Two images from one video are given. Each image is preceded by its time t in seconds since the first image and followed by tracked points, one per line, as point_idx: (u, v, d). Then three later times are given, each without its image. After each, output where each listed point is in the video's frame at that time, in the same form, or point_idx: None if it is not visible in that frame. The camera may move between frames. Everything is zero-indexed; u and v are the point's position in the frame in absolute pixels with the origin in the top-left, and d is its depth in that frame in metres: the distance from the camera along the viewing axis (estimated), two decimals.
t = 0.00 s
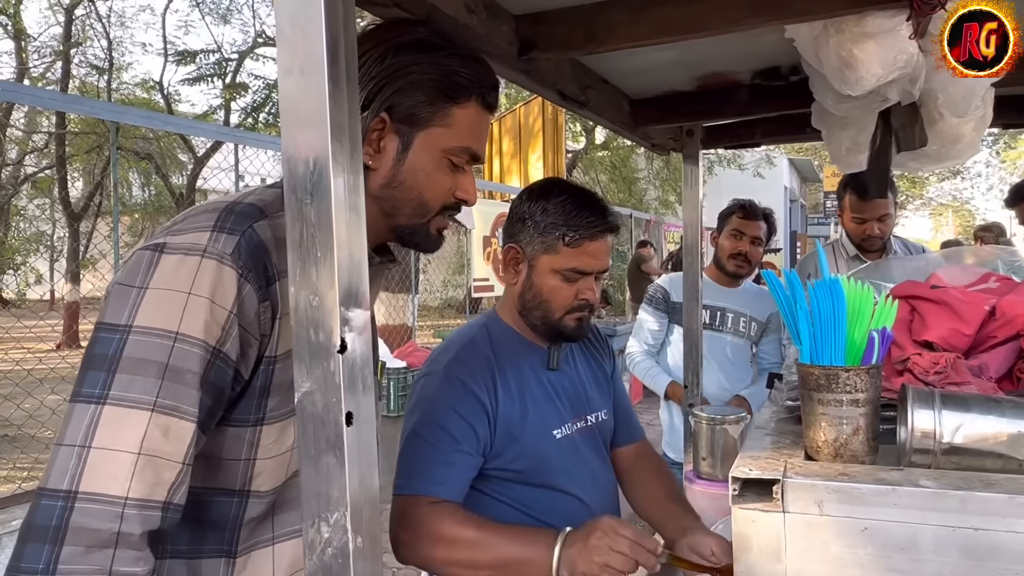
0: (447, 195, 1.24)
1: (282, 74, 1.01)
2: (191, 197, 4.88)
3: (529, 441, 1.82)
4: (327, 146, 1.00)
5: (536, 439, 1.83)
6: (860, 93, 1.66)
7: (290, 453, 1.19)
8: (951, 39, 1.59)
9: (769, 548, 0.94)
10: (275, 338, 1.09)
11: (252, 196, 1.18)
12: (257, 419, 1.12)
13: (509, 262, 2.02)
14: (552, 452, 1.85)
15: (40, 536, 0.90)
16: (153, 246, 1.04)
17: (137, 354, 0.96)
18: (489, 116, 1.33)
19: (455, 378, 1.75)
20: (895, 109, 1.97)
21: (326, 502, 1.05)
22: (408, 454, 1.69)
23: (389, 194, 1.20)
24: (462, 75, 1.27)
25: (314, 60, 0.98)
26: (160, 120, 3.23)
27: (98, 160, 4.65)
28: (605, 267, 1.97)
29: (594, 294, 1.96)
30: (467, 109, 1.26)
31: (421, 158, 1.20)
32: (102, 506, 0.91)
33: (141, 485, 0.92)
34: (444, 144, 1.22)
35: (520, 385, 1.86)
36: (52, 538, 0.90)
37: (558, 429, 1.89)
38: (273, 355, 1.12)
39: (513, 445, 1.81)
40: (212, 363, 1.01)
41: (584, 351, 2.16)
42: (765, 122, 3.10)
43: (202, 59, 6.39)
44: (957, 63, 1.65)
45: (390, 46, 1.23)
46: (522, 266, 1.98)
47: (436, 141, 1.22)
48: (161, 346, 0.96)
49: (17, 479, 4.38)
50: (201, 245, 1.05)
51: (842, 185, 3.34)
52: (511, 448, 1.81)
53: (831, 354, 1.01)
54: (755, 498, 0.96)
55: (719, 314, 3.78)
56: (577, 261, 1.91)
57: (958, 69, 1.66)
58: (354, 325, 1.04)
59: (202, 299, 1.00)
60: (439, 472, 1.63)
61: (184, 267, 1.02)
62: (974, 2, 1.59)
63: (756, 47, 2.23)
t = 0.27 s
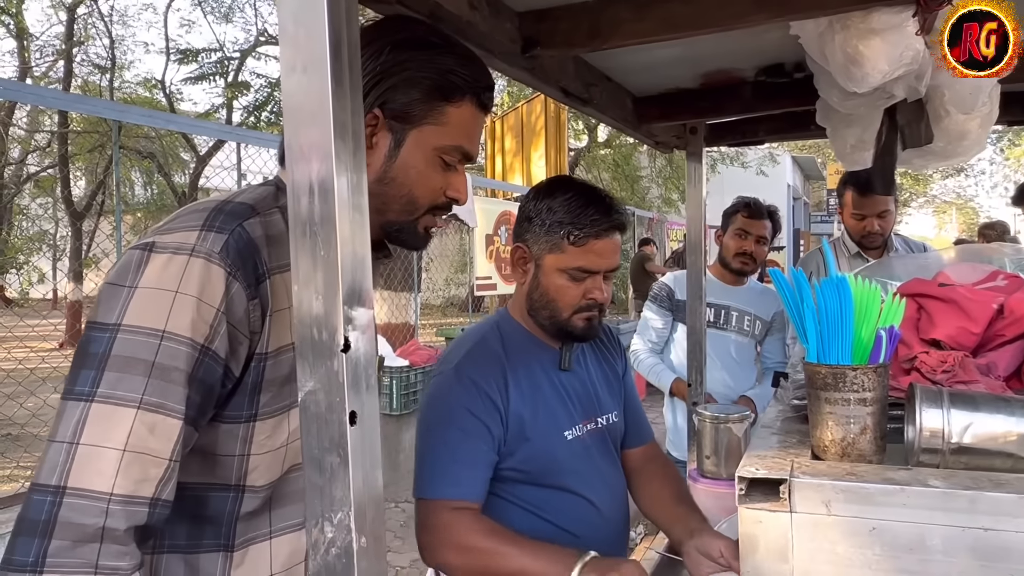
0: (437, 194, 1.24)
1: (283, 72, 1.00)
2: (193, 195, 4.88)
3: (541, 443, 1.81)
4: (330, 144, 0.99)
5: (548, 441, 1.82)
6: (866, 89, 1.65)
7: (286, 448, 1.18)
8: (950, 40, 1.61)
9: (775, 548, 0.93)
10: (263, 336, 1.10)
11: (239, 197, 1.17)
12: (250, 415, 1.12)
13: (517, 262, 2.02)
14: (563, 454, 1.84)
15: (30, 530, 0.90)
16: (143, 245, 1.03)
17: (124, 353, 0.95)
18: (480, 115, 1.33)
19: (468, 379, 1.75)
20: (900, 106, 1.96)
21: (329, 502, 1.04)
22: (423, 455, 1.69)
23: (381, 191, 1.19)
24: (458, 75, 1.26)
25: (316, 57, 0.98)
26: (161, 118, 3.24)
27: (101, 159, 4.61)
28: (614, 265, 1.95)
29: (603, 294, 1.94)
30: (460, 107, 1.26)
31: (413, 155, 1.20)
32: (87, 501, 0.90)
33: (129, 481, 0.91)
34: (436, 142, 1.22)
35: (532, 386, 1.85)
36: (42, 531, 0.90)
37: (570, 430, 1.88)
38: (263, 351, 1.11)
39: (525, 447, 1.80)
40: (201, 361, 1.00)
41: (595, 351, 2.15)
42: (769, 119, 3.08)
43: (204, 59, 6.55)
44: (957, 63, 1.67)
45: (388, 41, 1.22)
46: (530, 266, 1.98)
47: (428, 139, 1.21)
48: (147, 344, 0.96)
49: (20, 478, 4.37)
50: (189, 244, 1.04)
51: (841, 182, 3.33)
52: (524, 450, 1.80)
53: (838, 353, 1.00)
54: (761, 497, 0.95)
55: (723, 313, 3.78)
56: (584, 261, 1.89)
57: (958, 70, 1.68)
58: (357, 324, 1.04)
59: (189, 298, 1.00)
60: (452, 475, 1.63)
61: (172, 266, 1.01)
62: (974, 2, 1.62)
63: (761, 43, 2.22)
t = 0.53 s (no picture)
0: (424, 182, 1.19)
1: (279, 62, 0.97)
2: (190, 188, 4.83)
3: (562, 444, 1.79)
4: (325, 133, 0.96)
5: (568, 441, 1.80)
6: (877, 79, 1.62)
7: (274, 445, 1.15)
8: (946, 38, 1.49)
9: (784, 551, 0.90)
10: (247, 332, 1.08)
11: (222, 190, 1.15)
12: (234, 412, 1.10)
13: (522, 259, 1.99)
14: (582, 454, 1.82)
15: (11, 529, 0.87)
16: (124, 241, 1.00)
17: (106, 350, 0.92)
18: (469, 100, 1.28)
19: (490, 380, 1.72)
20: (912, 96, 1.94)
21: (325, 503, 1.02)
22: (447, 461, 1.65)
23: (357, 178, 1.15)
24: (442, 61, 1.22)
25: (312, 45, 0.95)
26: (150, 110, 3.23)
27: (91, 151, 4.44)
28: (622, 259, 1.91)
29: (611, 289, 1.91)
30: (443, 93, 1.21)
31: (390, 141, 1.17)
32: (69, 500, 0.88)
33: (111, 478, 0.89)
34: (416, 127, 1.18)
35: (551, 387, 1.83)
36: (24, 530, 0.87)
37: (587, 430, 1.85)
38: (246, 347, 1.09)
39: (546, 449, 1.78)
40: (184, 357, 0.97)
41: (604, 348, 2.13)
42: (776, 110, 3.04)
43: (194, 48, 6.52)
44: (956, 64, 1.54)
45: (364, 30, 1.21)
46: (535, 263, 1.95)
47: (406, 124, 1.17)
48: (128, 341, 0.93)
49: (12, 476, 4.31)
50: (170, 239, 1.01)
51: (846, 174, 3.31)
52: (545, 452, 1.78)
53: (848, 349, 0.97)
54: (770, 498, 0.92)
55: (730, 309, 3.74)
56: (588, 255, 1.86)
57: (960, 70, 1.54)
58: (354, 320, 1.01)
59: (171, 294, 0.97)
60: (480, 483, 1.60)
61: (153, 261, 0.98)
62: None
63: (768, 32, 2.18)
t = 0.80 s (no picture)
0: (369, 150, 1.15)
1: (263, 44, 0.93)
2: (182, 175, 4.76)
3: (550, 440, 1.76)
4: (312, 119, 0.93)
5: (557, 437, 1.77)
6: (883, 63, 1.58)
7: (247, 436, 1.13)
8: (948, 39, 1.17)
9: (785, 549, 0.87)
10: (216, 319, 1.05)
11: (198, 174, 1.15)
12: (204, 402, 1.08)
13: (522, 247, 1.96)
14: (573, 451, 1.79)
15: None
16: (90, 226, 0.98)
17: (71, 336, 0.90)
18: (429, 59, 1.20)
19: (475, 370, 1.69)
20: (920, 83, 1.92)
21: (313, 501, 0.99)
22: (428, 451, 1.64)
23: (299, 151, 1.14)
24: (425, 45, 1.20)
25: (297, 28, 0.91)
26: (132, 94, 3.22)
27: (71, 137, 4.16)
28: (625, 251, 1.88)
29: (613, 281, 1.88)
30: (427, 70, 1.19)
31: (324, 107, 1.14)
32: (33, 489, 0.86)
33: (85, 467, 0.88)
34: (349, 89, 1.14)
35: (540, 380, 1.80)
36: None
37: (579, 426, 1.82)
38: (216, 334, 1.07)
39: (533, 443, 1.75)
40: (151, 344, 0.95)
41: (603, 342, 2.08)
42: (777, 96, 3.00)
43: (177, 30, 6.38)
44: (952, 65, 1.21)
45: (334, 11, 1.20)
46: (535, 252, 1.92)
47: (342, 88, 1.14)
48: (93, 327, 0.91)
49: None
50: (135, 224, 0.99)
51: (849, 162, 3.27)
52: (532, 446, 1.75)
53: (851, 343, 0.94)
54: (771, 495, 0.90)
55: (731, 301, 3.70)
56: (592, 245, 1.82)
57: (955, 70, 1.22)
58: (342, 313, 0.98)
59: (136, 279, 0.95)
60: (459, 474, 1.58)
61: (118, 246, 0.96)
62: None
63: (769, 15, 2.15)
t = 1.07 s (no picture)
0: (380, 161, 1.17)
1: (241, 22, 0.91)
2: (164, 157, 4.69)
3: (527, 423, 1.75)
4: (290, 100, 0.90)
5: (533, 421, 1.76)
6: (872, 46, 1.57)
7: (221, 425, 1.12)
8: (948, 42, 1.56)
9: (768, 535, 0.87)
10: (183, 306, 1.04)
11: (171, 159, 1.15)
12: (176, 391, 1.07)
13: (505, 229, 1.95)
14: (549, 435, 1.78)
15: None
16: (54, 214, 0.98)
17: (18, 320, 0.89)
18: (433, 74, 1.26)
19: (449, 352, 1.69)
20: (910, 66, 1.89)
21: (293, 488, 0.95)
22: (399, 434, 1.64)
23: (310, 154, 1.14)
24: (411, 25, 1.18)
25: (275, 4, 0.88)
26: (112, 74, 3.19)
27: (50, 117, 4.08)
28: (608, 233, 1.87)
29: (596, 263, 1.88)
30: (399, 62, 1.19)
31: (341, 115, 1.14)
32: None
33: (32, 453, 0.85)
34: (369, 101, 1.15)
35: (517, 363, 1.78)
36: None
37: (557, 410, 1.81)
38: (186, 323, 1.07)
39: (509, 427, 1.74)
40: (107, 333, 0.93)
41: (588, 327, 2.07)
42: (768, 79, 2.98)
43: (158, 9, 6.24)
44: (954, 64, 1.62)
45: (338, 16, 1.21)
46: (518, 233, 1.91)
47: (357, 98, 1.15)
48: (41, 311, 0.89)
49: None
50: (99, 211, 0.98)
51: (842, 149, 3.26)
52: (507, 429, 1.74)
53: (837, 329, 0.93)
54: (754, 481, 0.89)
55: (721, 287, 3.69)
56: (576, 227, 1.82)
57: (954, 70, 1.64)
58: (321, 298, 0.96)
59: (94, 264, 0.93)
60: (430, 455, 1.58)
61: (79, 232, 0.95)
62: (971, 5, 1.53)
63: None
